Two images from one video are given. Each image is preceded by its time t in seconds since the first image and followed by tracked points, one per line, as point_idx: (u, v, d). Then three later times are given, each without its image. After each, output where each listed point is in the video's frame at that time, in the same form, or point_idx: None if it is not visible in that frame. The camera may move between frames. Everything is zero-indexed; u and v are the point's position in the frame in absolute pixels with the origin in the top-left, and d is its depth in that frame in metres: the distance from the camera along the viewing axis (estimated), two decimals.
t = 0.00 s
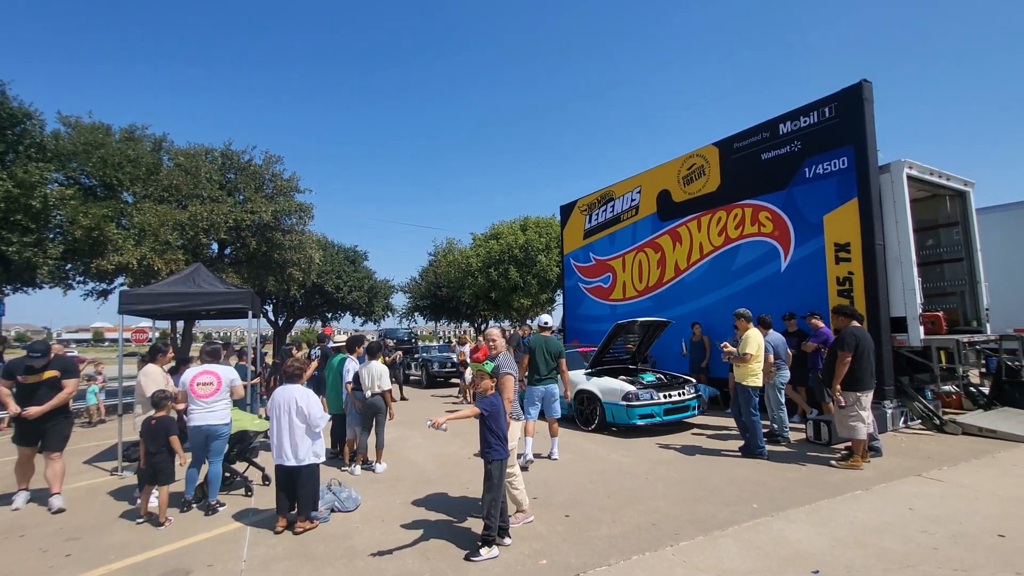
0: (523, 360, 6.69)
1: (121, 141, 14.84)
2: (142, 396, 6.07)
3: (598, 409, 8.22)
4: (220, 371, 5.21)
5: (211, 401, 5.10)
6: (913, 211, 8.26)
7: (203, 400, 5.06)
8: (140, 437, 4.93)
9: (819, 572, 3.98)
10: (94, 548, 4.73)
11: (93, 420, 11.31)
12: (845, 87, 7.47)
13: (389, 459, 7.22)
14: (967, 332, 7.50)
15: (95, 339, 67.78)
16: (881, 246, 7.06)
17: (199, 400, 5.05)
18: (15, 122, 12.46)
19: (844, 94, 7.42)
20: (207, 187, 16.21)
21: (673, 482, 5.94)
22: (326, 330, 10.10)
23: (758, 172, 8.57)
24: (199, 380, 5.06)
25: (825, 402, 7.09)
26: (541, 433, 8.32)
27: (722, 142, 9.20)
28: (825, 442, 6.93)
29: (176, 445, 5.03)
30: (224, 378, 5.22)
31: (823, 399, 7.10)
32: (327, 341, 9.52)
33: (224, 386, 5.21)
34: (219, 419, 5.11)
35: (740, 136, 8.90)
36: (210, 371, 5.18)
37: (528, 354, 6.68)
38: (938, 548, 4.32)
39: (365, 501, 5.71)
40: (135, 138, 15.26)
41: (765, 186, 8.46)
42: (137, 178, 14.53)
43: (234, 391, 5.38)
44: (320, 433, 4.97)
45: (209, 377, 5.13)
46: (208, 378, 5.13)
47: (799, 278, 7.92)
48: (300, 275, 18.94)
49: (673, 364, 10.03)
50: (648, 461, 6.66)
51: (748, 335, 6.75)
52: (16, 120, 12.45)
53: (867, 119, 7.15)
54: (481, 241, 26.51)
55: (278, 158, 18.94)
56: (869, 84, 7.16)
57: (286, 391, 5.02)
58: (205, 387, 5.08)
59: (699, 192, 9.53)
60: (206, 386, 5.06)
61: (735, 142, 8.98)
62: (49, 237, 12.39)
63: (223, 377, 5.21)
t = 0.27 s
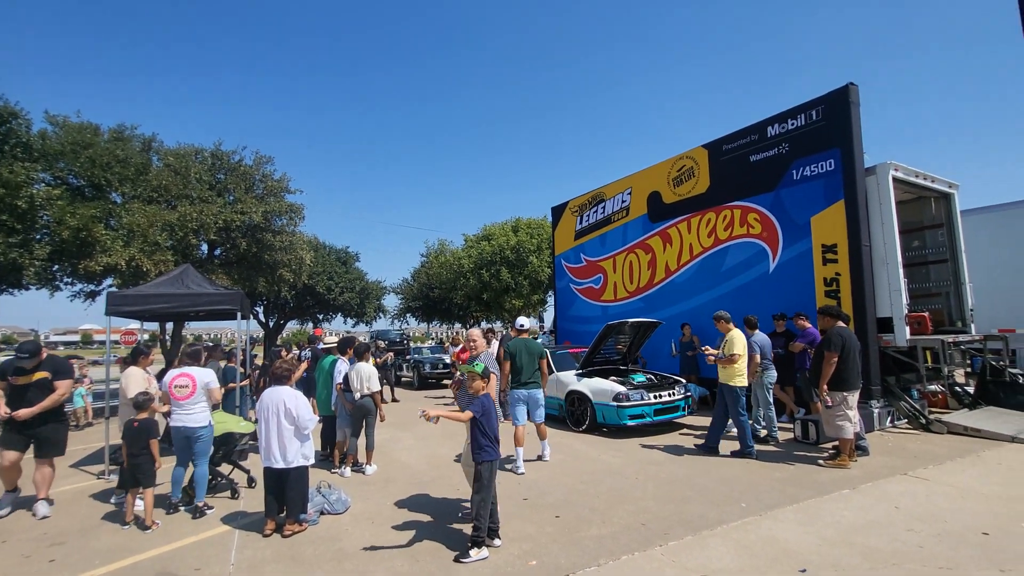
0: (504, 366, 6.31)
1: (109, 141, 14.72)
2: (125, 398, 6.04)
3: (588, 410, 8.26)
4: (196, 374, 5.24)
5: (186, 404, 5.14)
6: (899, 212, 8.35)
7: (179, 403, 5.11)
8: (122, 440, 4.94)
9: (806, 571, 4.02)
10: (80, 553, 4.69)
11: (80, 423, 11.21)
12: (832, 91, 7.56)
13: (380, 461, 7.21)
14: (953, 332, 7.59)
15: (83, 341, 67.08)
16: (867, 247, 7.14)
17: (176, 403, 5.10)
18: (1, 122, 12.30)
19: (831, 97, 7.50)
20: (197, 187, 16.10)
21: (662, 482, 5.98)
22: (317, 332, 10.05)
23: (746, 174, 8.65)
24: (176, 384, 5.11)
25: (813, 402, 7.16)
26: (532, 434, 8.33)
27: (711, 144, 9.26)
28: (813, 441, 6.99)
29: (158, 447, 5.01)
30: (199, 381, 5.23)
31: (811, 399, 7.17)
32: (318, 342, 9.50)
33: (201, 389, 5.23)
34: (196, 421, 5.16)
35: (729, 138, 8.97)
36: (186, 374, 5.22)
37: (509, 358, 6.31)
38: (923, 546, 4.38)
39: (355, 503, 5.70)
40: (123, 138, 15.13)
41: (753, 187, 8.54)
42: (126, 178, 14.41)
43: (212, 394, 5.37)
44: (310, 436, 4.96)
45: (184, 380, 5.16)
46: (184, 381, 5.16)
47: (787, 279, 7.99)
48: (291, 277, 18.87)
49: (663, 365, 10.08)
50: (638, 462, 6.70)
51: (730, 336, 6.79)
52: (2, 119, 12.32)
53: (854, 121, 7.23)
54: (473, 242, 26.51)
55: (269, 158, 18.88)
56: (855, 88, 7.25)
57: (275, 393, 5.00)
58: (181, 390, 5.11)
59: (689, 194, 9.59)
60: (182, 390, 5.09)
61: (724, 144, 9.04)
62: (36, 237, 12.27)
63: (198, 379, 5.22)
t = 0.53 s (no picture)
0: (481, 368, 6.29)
1: (80, 138, 14.36)
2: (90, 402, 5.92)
3: (569, 410, 8.31)
4: (161, 378, 5.15)
5: (152, 409, 5.05)
6: (870, 215, 8.53)
7: (145, 408, 5.03)
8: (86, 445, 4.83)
9: (782, 566, 4.11)
10: (48, 563, 4.57)
11: (48, 429, 10.91)
12: (806, 95, 7.73)
13: (360, 464, 7.15)
14: (921, 330, 7.80)
15: (52, 344, 65.24)
16: (840, 248, 7.31)
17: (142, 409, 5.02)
18: None
19: (804, 102, 7.67)
20: (172, 187, 15.79)
21: (642, 481, 6.05)
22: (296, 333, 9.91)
23: (724, 176, 8.79)
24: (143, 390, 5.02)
25: (788, 400, 7.30)
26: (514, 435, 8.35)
27: (690, 147, 9.40)
28: (788, 438, 7.14)
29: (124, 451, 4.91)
30: (165, 386, 5.13)
31: (786, 397, 7.32)
32: (297, 344, 9.40)
33: (167, 393, 5.14)
34: (162, 426, 5.07)
35: (707, 141, 9.11)
36: (152, 378, 5.12)
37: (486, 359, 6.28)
38: (894, 539, 4.50)
39: (334, 507, 5.65)
40: (95, 136, 14.77)
41: (730, 189, 8.68)
42: (97, 176, 14.08)
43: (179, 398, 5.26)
44: (288, 439, 4.91)
45: (150, 385, 5.06)
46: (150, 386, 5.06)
47: (763, 280, 8.14)
48: (269, 278, 18.61)
49: (643, 365, 10.18)
50: (618, 461, 6.76)
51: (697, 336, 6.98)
52: None
53: (827, 126, 7.40)
54: (455, 243, 26.46)
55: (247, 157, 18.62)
56: (828, 93, 7.42)
57: (252, 395, 4.91)
58: (147, 396, 5.02)
59: (668, 196, 9.72)
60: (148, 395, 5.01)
61: (702, 147, 9.18)
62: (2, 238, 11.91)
63: (164, 385, 5.12)
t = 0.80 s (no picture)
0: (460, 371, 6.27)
1: (49, 137, 14.02)
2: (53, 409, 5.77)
3: (551, 412, 8.37)
4: (132, 385, 5.05)
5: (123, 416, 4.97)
6: (842, 218, 8.75)
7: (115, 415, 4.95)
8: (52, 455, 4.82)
9: (757, 562, 4.21)
10: None
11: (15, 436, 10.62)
12: (781, 101, 7.90)
13: (341, 469, 7.13)
14: (891, 330, 8.03)
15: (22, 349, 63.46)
16: (814, 250, 7.48)
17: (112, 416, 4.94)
18: None
19: (779, 107, 7.84)
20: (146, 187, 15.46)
21: (622, 481, 6.12)
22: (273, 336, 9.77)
23: (702, 180, 8.93)
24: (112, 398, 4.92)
25: (764, 399, 7.44)
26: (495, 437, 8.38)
27: (669, 150, 9.53)
28: (765, 436, 7.29)
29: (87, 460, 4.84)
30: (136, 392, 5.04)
31: (762, 396, 7.46)
32: (276, 347, 9.30)
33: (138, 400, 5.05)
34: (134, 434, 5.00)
35: (686, 144, 9.24)
36: (122, 385, 5.02)
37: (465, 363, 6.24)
38: (865, 534, 4.63)
39: (314, 512, 5.62)
40: (65, 134, 14.43)
41: (708, 192, 8.82)
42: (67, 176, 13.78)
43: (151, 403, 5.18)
44: (265, 445, 4.88)
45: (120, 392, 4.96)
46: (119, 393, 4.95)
47: (740, 281, 8.29)
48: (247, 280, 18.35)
49: (624, 365, 10.29)
50: (599, 462, 6.83)
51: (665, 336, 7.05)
52: None
53: (800, 131, 7.58)
54: (437, 245, 26.41)
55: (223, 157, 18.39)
56: (801, 99, 7.60)
57: (227, 400, 4.84)
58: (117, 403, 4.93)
59: (648, 198, 9.84)
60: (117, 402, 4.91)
61: (681, 150, 9.32)
62: None
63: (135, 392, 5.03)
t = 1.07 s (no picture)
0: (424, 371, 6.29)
1: None
2: None
3: (514, 412, 8.46)
4: (71, 391, 4.89)
5: (60, 425, 4.80)
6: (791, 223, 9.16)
7: (52, 423, 4.77)
8: None
9: (710, 555, 4.39)
10: None
11: None
12: (734, 110, 8.20)
13: (301, 474, 7.04)
14: (836, 330, 8.45)
15: None
16: (765, 254, 7.80)
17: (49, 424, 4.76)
18: None
19: (733, 116, 8.13)
20: (89, 181, 14.80)
21: (583, 480, 6.26)
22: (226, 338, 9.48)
23: (661, 184, 9.18)
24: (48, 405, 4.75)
25: (718, 397, 7.72)
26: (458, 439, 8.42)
27: (629, 155, 9.75)
28: (718, 433, 7.56)
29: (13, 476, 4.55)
30: (77, 399, 4.88)
31: (716, 394, 7.74)
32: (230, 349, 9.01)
33: (78, 408, 4.89)
34: (73, 442, 4.84)
35: (645, 150, 9.48)
36: (61, 392, 4.86)
37: (429, 363, 6.28)
38: (810, 525, 4.88)
39: (271, 520, 5.54)
40: None
41: (666, 197, 9.07)
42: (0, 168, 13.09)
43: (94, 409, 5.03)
44: (216, 452, 4.77)
45: (59, 399, 4.80)
46: (57, 401, 4.80)
47: (697, 283, 8.57)
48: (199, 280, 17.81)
49: (586, 366, 10.47)
50: (559, 462, 6.96)
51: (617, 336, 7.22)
52: None
53: (752, 140, 7.89)
54: (401, 246, 26.19)
55: (174, 152, 17.86)
56: (753, 109, 7.91)
57: (175, 407, 4.69)
58: (55, 411, 4.76)
59: (609, 202, 10.05)
60: (55, 409, 4.75)
61: (640, 155, 9.55)
62: None
63: (76, 399, 4.88)
